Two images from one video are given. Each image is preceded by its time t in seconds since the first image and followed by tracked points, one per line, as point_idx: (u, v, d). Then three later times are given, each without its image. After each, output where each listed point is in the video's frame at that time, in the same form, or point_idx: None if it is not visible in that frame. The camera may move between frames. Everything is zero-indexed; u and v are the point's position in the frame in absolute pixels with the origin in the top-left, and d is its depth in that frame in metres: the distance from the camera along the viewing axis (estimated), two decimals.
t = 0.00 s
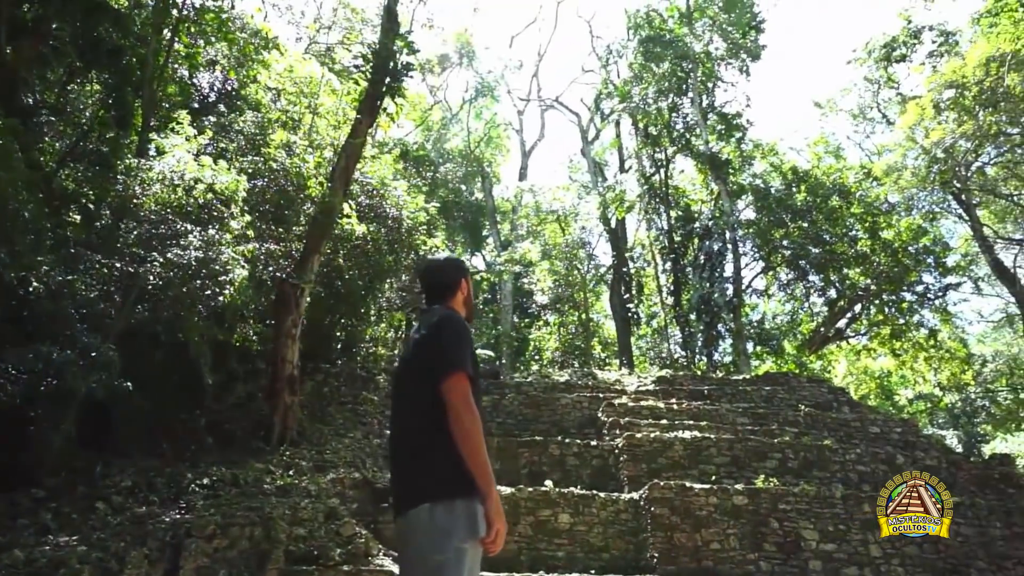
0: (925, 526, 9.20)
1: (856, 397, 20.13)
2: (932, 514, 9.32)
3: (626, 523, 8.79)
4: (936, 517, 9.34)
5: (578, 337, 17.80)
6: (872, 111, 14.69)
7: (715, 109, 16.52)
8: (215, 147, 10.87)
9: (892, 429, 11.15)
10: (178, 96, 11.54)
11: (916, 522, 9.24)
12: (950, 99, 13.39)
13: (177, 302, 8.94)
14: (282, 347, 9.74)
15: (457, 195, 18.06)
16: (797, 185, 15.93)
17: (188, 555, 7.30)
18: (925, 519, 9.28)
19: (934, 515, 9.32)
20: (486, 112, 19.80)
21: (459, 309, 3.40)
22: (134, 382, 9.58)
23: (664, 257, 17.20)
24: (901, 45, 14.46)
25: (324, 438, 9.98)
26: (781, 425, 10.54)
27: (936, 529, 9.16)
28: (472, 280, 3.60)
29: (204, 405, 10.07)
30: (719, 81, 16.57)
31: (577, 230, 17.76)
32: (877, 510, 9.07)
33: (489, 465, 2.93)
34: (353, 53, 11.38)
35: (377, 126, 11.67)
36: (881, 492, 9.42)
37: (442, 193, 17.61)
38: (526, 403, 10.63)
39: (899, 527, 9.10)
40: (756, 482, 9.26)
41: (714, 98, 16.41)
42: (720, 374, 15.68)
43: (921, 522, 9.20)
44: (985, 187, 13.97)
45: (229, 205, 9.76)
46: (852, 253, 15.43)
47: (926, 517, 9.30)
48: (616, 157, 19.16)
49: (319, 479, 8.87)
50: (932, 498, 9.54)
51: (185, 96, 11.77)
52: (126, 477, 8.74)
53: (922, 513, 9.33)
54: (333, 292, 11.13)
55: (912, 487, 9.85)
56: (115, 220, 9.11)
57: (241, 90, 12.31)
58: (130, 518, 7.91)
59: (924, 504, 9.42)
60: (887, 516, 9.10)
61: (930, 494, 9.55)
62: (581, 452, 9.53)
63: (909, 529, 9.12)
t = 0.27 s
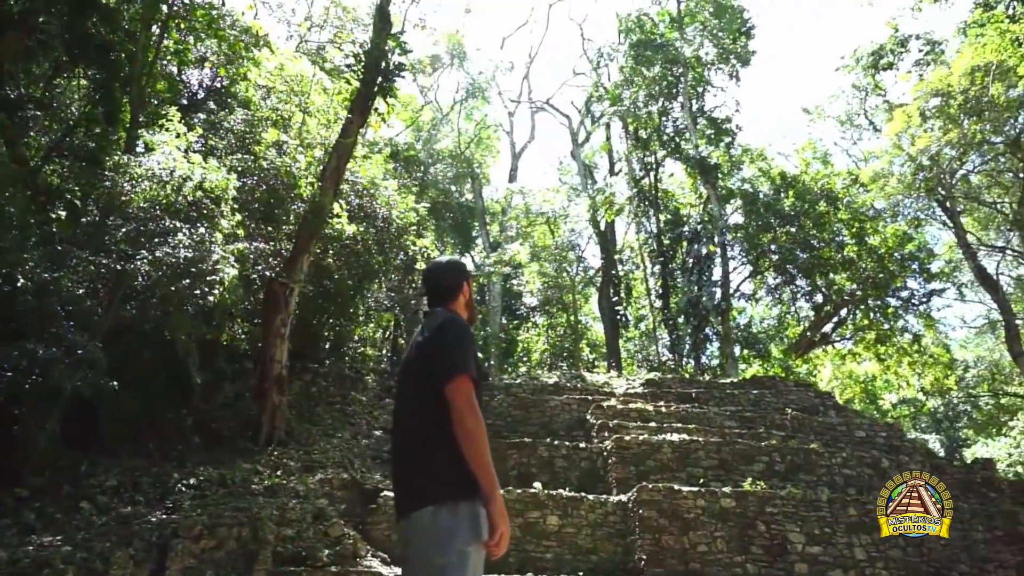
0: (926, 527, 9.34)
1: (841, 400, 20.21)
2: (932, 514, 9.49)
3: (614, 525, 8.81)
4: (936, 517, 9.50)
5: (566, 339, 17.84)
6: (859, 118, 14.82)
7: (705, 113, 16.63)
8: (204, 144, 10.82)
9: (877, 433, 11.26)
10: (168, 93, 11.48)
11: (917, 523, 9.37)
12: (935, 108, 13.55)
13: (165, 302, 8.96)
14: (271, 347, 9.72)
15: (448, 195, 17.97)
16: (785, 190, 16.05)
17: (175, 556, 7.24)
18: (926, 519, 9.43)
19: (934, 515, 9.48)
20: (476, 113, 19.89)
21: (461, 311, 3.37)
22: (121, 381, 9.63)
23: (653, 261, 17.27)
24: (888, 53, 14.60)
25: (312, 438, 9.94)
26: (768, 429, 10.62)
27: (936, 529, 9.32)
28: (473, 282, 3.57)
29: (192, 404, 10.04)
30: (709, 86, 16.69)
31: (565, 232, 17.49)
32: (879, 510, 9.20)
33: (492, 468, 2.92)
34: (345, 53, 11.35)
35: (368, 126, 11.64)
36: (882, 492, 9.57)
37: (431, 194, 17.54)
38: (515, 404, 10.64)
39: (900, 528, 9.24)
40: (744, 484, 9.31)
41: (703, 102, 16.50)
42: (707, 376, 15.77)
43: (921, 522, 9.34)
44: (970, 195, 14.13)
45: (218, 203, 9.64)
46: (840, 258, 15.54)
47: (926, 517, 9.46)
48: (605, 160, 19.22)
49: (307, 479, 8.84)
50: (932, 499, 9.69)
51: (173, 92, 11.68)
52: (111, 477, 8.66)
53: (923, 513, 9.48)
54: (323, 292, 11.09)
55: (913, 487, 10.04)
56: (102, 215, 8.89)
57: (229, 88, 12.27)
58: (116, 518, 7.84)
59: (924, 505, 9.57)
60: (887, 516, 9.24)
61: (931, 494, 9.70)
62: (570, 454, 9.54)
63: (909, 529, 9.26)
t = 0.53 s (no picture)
0: (926, 527, 9.55)
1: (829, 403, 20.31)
2: (933, 514, 9.71)
3: (604, 527, 8.81)
4: (935, 517, 9.70)
5: (556, 340, 17.87)
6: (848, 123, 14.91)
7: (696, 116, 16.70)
8: (195, 141, 10.77)
9: (865, 436, 11.34)
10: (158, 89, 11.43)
11: (919, 523, 9.59)
12: (924, 114, 13.67)
13: (153, 302, 8.86)
14: (261, 347, 9.68)
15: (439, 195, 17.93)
16: (775, 194, 16.14)
17: (163, 556, 7.19)
18: (925, 519, 9.63)
19: (934, 515, 9.69)
20: (468, 113, 19.89)
21: (463, 312, 3.34)
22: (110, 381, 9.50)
23: (643, 263, 17.34)
24: (877, 59, 14.70)
25: (302, 438, 9.91)
26: (757, 431, 10.68)
27: (936, 529, 9.51)
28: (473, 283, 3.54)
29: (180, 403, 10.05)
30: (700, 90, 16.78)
31: (556, 234, 18.25)
32: (881, 510, 9.35)
33: (495, 472, 2.91)
34: (338, 51, 11.30)
35: (361, 125, 11.61)
36: (882, 494, 9.80)
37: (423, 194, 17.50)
38: (505, 406, 10.65)
39: (902, 527, 9.40)
40: (733, 487, 9.35)
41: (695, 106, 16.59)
42: (696, 379, 15.85)
43: (921, 522, 9.54)
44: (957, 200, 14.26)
45: (209, 202, 9.59)
46: (829, 262, 15.64)
47: (926, 517, 9.66)
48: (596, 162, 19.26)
49: (296, 480, 8.80)
50: (932, 499, 9.91)
51: (163, 88, 11.60)
52: (98, 476, 8.58)
53: (924, 513, 9.71)
54: (314, 291, 11.02)
55: (913, 488, 10.24)
56: (93, 212, 8.92)
57: (220, 85, 12.22)
58: (103, 518, 7.78)
59: (924, 505, 9.79)
60: (887, 516, 9.41)
61: (930, 494, 9.91)
62: (560, 455, 9.54)
63: (910, 529, 9.42)
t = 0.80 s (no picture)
0: (926, 527, 9.66)
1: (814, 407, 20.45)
2: (933, 514, 9.80)
3: (592, 528, 8.80)
4: (935, 517, 9.81)
5: (545, 342, 17.90)
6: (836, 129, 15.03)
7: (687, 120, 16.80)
8: (184, 137, 10.70)
9: (851, 440, 11.43)
10: (148, 86, 11.36)
11: (919, 523, 9.69)
12: (910, 121, 13.80)
13: (140, 301, 8.83)
14: (249, 347, 9.62)
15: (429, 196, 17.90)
16: (764, 199, 16.25)
17: (149, 556, 7.12)
18: (925, 519, 9.74)
19: (935, 515, 9.79)
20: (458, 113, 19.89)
21: (465, 315, 3.32)
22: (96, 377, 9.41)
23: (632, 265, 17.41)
24: (865, 66, 14.84)
25: (290, 438, 9.87)
26: (744, 435, 10.74)
27: (936, 529, 9.63)
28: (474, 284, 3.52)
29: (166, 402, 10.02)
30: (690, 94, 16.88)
31: (546, 236, 18.66)
32: (881, 510, 9.46)
33: (498, 475, 2.91)
34: (330, 49, 11.26)
35: (352, 125, 11.58)
36: (883, 494, 9.92)
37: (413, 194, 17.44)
38: (495, 407, 10.65)
39: (901, 528, 9.53)
40: (721, 490, 9.39)
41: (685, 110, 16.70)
42: (683, 381, 15.94)
43: (921, 522, 9.65)
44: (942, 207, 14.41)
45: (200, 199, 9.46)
46: (816, 266, 15.75)
47: (926, 517, 9.77)
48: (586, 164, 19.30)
49: (284, 480, 8.75)
50: (932, 499, 10.01)
51: (152, 85, 11.51)
52: (83, 475, 8.50)
53: (925, 513, 9.81)
54: (303, 290, 10.93)
55: (913, 487, 10.33)
56: (80, 209, 8.85)
57: (210, 83, 12.17)
58: (88, 517, 7.70)
59: (924, 505, 9.87)
60: (888, 516, 9.53)
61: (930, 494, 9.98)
62: (549, 457, 9.54)
63: (909, 529, 9.56)
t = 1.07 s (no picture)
0: (926, 527, 9.80)
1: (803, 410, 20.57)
2: (934, 514, 9.95)
3: (583, 530, 8.78)
4: (935, 517, 9.94)
5: (535, 343, 17.92)
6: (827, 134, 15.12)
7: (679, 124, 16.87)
8: (175, 134, 10.64)
9: (839, 443, 11.49)
10: (139, 82, 11.30)
11: (919, 522, 9.82)
12: (900, 127, 13.90)
13: (130, 298, 8.66)
14: (239, 345, 9.57)
15: (421, 196, 17.87)
16: (756, 202, 16.32)
17: (137, 556, 7.06)
18: (925, 519, 9.86)
19: (935, 515, 9.93)
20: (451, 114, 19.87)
21: (468, 316, 3.32)
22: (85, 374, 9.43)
23: (624, 267, 17.46)
24: (856, 72, 14.94)
25: (280, 438, 9.83)
26: (734, 437, 10.79)
27: (936, 529, 9.76)
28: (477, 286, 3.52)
29: (155, 400, 9.91)
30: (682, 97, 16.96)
31: (537, 237, 18.82)
32: (881, 510, 9.60)
33: (503, 476, 2.91)
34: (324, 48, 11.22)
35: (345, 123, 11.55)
36: (883, 494, 10.04)
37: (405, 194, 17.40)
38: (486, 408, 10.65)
39: (902, 528, 9.67)
40: (711, 492, 9.42)
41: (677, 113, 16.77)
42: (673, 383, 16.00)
43: (922, 522, 9.78)
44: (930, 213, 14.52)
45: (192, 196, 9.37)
46: (806, 270, 15.83)
47: (926, 517, 9.89)
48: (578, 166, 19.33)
49: (274, 480, 8.71)
50: (932, 499, 10.13)
51: (144, 81, 11.45)
52: (71, 474, 8.43)
53: (925, 513, 9.95)
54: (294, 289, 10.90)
55: (914, 487, 10.42)
56: (70, 204, 8.79)
57: (202, 79, 12.11)
58: (75, 516, 7.64)
59: (924, 505, 9.99)
60: (888, 516, 9.65)
61: (931, 494, 10.09)
62: (540, 458, 9.53)
63: (909, 529, 9.69)
